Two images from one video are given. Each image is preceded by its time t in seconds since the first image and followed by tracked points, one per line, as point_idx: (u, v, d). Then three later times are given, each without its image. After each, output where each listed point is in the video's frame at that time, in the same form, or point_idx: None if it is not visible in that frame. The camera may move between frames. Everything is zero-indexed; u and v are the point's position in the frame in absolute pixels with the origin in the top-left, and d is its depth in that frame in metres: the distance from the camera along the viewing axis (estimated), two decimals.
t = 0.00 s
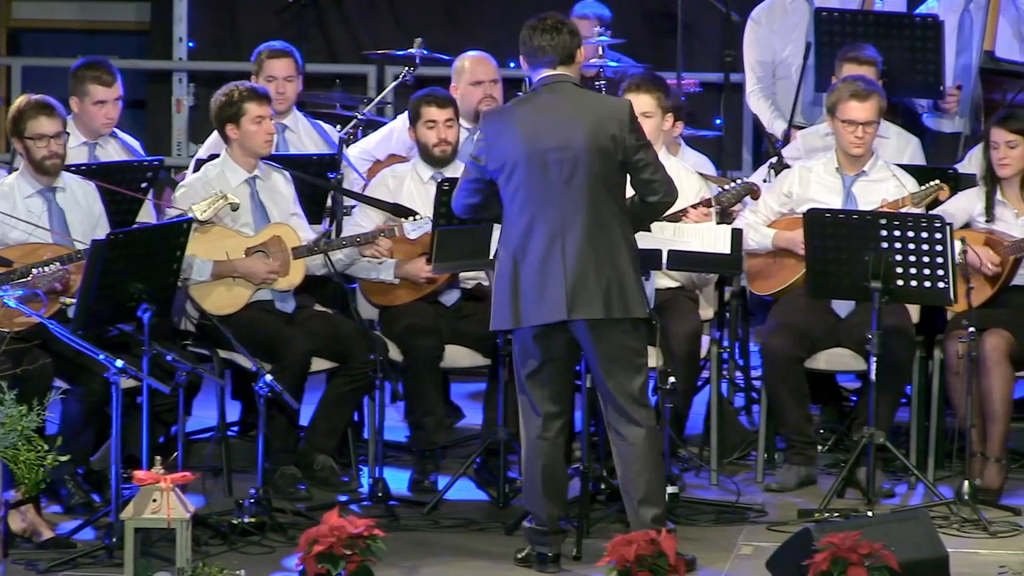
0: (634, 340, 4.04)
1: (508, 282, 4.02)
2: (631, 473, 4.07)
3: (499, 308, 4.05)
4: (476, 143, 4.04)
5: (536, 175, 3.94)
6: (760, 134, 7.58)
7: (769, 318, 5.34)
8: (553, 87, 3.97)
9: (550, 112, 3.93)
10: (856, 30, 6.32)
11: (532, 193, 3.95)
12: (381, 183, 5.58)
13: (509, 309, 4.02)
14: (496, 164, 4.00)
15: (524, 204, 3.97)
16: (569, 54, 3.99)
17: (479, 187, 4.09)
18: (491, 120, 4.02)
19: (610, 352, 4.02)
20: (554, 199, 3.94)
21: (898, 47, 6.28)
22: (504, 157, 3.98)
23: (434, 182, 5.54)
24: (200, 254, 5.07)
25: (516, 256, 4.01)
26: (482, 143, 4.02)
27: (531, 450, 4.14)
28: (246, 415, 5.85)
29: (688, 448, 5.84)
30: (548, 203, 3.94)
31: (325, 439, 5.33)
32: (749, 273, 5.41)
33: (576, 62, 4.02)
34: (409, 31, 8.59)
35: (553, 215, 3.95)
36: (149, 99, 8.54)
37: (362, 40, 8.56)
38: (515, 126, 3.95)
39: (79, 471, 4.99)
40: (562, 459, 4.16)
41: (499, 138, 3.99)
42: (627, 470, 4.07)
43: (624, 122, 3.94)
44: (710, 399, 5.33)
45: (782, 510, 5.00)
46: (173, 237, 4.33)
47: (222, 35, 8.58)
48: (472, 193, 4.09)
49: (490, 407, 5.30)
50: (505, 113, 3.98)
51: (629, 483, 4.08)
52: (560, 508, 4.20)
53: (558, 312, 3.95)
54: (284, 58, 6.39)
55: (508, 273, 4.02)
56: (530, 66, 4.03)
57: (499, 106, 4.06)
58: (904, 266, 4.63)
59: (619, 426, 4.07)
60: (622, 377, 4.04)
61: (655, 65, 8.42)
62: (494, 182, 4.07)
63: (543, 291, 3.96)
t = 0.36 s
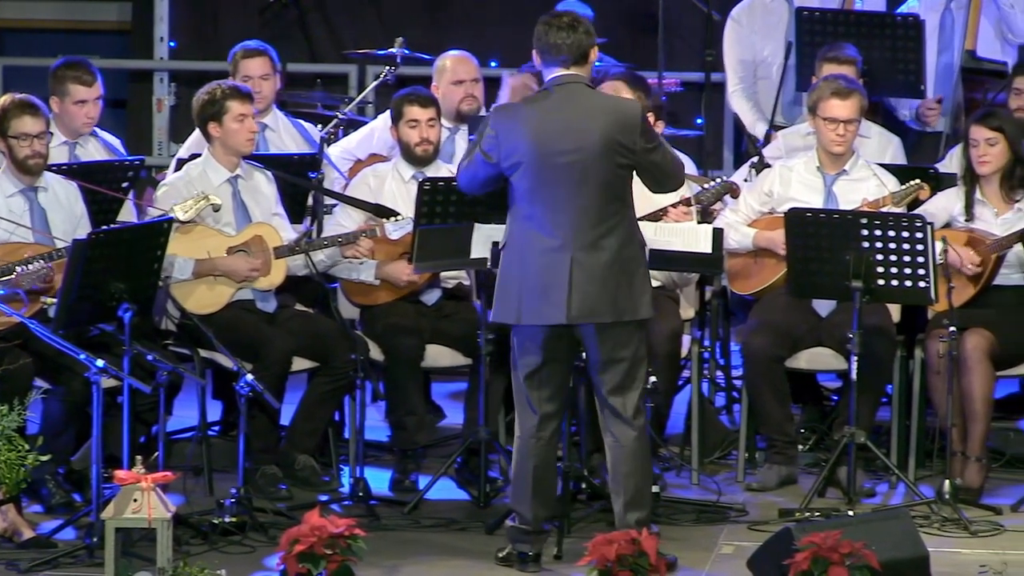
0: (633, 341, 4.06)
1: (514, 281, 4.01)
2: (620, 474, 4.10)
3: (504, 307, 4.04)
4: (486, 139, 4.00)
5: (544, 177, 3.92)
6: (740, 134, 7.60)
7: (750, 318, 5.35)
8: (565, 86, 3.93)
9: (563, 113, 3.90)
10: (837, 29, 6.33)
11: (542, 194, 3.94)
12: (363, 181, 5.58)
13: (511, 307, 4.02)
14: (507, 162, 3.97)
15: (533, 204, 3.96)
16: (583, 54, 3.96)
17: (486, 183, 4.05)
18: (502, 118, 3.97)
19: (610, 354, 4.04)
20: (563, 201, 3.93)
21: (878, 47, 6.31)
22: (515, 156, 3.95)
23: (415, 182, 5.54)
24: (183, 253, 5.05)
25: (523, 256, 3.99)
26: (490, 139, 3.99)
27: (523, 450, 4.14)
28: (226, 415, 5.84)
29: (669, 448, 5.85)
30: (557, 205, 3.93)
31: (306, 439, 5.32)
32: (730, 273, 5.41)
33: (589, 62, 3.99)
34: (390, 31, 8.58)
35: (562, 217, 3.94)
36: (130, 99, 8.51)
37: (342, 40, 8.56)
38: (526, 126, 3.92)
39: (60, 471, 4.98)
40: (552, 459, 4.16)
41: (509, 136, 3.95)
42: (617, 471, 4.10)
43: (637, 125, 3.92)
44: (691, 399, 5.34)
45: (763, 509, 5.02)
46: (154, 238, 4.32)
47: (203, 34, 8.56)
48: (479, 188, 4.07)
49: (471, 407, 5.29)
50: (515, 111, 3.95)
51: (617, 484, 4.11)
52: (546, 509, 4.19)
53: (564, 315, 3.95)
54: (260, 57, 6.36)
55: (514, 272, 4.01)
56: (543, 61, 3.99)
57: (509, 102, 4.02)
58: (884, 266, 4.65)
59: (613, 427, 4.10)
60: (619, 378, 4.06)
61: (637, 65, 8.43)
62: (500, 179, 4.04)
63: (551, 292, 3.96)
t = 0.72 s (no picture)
0: (632, 344, 4.05)
1: (515, 281, 4.00)
2: (603, 475, 4.10)
3: (503, 307, 4.03)
4: (495, 139, 3.99)
5: (554, 179, 3.93)
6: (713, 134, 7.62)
7: (723, 318, 5.37)
8: (577, 90, 3.94)
9: (577, 116, 3.91)
10: (810, 30, 6.35)
11: (550, 195, 3.94)
12: (335, 181, 5.57)
13: (514, 308, 4.00)
14: (516, 162, 3.97)
15: (540, 205, 3.95)
16: (602, 60, 3.96)
17: (494, 186, 4.03)
18: (513, 118, 3.97)
19: (607, 356, 4.04)
20: (570, 204, 3.93)
21: (851, 47, 6.33)
22: (525, 156, 3.95)
23: (388, 182, 5.53)
24: (155, 253, 5.04)
25: (526, 256, 3.99)
26: (500, 139, 3.98)
27: (509, 450, 4.13)
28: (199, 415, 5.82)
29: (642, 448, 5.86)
30: (565, 207, 3.93)
31: (278, 438, 5.30)
32: (702, 272, 5.43)
33: (606, 68, 3.98)
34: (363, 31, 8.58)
35: (568, 219, 3.94)
36: (103, 99, 8.48)
37: (316, 40, 8.54)
38: (538, 126, 3.92)
39: (32, 471, 4.95)
40: (540, 457, 4.15)
41: (520, 136, 3.95)
42: (600, 471, 4.10)
43: (649, 132, 3.94)
44: (664, 398, 5.35)
45: (735, 509, 5.03)
46: (127, 238, 4.30)
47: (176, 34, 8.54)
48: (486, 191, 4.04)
49: (444, 406, 5.29)
50: (527, 112, 3.95)
51: (599, 484, 4.11)
52: (526, 508, 4.18)
53: (566, 318, 3.94)
54: (230, 57, 6.36)
55: (517, 272, 4.00)
56: (560, 61, 3.98)
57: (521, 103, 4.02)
58: (857, 265, 4.67)
59: (600, 427, 4.09)
60: (614, 379, 4.06)
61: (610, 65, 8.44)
62: (506, 180, 4.03)
63: (554, 294, 3.95)
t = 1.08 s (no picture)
0: (616, 345, 4.05)
1: (505, 277, 3.98)
2: (581, 476, 4.10)
3: (491, 302, 4.00)
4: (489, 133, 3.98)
5: (549, 176, 3.92)
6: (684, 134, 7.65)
7: (692, 317, 5.38)
8: (577, 90, 3.94)
9: (576, 114, 3.91)
10: (780, 28, 6.38)
11: (544, 192, 3.92)
12: (305, 181, 5.55)
13: (502, 304, 3.97)
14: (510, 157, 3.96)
15: (534, 202, 3.94)
16: (599, 62, 3.97)
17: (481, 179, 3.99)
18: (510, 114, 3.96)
19: (593, 357, 4.04)
20: (564, 202, 3.92)
21: (820, 46, 6.36)
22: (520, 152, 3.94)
23: (359, 182, 5.52)
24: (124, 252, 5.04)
25: (518, 252, 3.97)
26: (496, 135, 3.96)
27: (483, 452, 4.11)
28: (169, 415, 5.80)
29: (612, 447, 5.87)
30: (559, 204, 3.92)
31: (248, 438, 5.29)
32: (672, 271, 5.45)
33: (604, 70, 3.99)
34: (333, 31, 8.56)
35: (562, 217, 3.93)
36: (73, 98, 8.43)
37: (286, 39, 8.53)
38: (536, 123, 3.91)
39: (2, 471, 4.92)
40: (515, 457, 4.13)
41: (516, 131, 3.94)
42: (578, 472, 4.10)
43: (646, 134, 3.95)
44: (635, 397, 5.36)
45: (705, 508, 5.05)
46: (96, 236, 4.26)
47: (146, 32, 8.51)
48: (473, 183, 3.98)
49: (414, 405, 5.28)
50: (525, 109, 3.94)
51: (576, 484, 4.12)
52: (500, 507, 4.18)
53: (555, 316, 3.93)
54: (203, 56, 6.35)
55: (508, 268, 3.98)
56: (557, 60, 3.99)
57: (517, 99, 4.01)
58: (827, 265, 4.70)
59: (579, 428, 4.10)
60: (597, 380, 4.06)
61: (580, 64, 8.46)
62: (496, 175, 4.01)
63: (545, 291, 3.93)
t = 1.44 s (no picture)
0: (587, 345, 4.04)
1: (472, 278, 3.96)
2: (555, 475, 4.10)
3: (457, 304, 3.98)
4: (453, 134, 3.95)
5: (514, 176, 3.90)
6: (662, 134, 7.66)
7: (670, 317, 5.39)
8: (539, 89, 3.92)
9: (540, 114, 3.89)
10: (759, 28, 6.40)
11: (510, 192, 3.90)
12: (283, 180, 5.52)
13: (469, 306, 3.95)
14: (474, 158, 3.93)
15: (499, 203, 3.92)
16: (560, 59, 3.94)
17: (444, 180, 3.98)
18: (474, 115, 3.94)
19: (562, 356, 4.03)
20: (530, 202, 3.90)
21: (798, 46, 6.37)
22: (485, 152, 3.92)
23: (337, 181, 5.50)
24: (102, 251, 5.00)
25: (484, 254, 3.95)
26: (459, 136, 3.94)
27: (455, 453, 4.09)
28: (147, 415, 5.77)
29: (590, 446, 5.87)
30: (525, 205, 3.90)
31: (226, 437, 5.27)
32: (649, 270, 5.46)
33: (564, 67, 3.97)
34: (311, 31, 8.56)
35: (528, 218, 3.91)
36: (50, 98, 8.39)
37: (264, 39, 8.51)
38: (500, 123, 3.90)
39: None
40: (486, 458, 4.11)
41: (480, 131, 3.92)
42: (552, 471, 4.10)
43: (610, 133, 3.94)
44: (613, 397, 5.35)
45: (683, 508, 5.05)
46: (73, 237, 4.23)
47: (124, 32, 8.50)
48: (437, 184, 3.99)
49: (392, 405, 5.27)
50: (488, 110, 3.92)
51: (550, 483, 4.11)
52: (473, 507, 4.16)
53: (523, 316, 3.91)
54: (191, 56, 6.33)
55: (474, 270, 3.96)
56: (519, 60, 3.95)
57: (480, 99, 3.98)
58: (805, 265, 4.70)
59: (552, 427, 4.09)
60: (565, 380, 4.06)
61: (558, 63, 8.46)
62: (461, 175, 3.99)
63: (512, 292, 3.91)
